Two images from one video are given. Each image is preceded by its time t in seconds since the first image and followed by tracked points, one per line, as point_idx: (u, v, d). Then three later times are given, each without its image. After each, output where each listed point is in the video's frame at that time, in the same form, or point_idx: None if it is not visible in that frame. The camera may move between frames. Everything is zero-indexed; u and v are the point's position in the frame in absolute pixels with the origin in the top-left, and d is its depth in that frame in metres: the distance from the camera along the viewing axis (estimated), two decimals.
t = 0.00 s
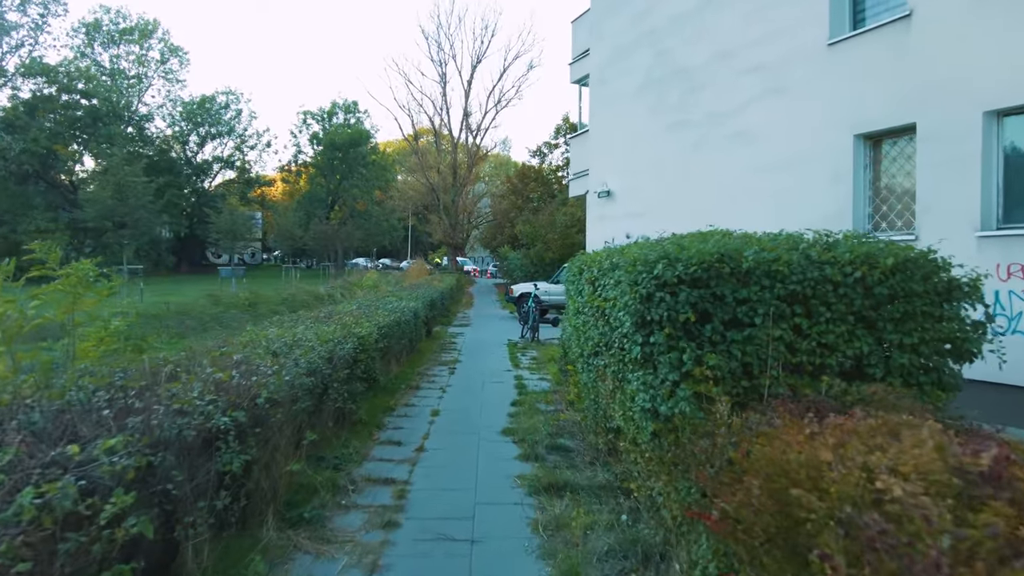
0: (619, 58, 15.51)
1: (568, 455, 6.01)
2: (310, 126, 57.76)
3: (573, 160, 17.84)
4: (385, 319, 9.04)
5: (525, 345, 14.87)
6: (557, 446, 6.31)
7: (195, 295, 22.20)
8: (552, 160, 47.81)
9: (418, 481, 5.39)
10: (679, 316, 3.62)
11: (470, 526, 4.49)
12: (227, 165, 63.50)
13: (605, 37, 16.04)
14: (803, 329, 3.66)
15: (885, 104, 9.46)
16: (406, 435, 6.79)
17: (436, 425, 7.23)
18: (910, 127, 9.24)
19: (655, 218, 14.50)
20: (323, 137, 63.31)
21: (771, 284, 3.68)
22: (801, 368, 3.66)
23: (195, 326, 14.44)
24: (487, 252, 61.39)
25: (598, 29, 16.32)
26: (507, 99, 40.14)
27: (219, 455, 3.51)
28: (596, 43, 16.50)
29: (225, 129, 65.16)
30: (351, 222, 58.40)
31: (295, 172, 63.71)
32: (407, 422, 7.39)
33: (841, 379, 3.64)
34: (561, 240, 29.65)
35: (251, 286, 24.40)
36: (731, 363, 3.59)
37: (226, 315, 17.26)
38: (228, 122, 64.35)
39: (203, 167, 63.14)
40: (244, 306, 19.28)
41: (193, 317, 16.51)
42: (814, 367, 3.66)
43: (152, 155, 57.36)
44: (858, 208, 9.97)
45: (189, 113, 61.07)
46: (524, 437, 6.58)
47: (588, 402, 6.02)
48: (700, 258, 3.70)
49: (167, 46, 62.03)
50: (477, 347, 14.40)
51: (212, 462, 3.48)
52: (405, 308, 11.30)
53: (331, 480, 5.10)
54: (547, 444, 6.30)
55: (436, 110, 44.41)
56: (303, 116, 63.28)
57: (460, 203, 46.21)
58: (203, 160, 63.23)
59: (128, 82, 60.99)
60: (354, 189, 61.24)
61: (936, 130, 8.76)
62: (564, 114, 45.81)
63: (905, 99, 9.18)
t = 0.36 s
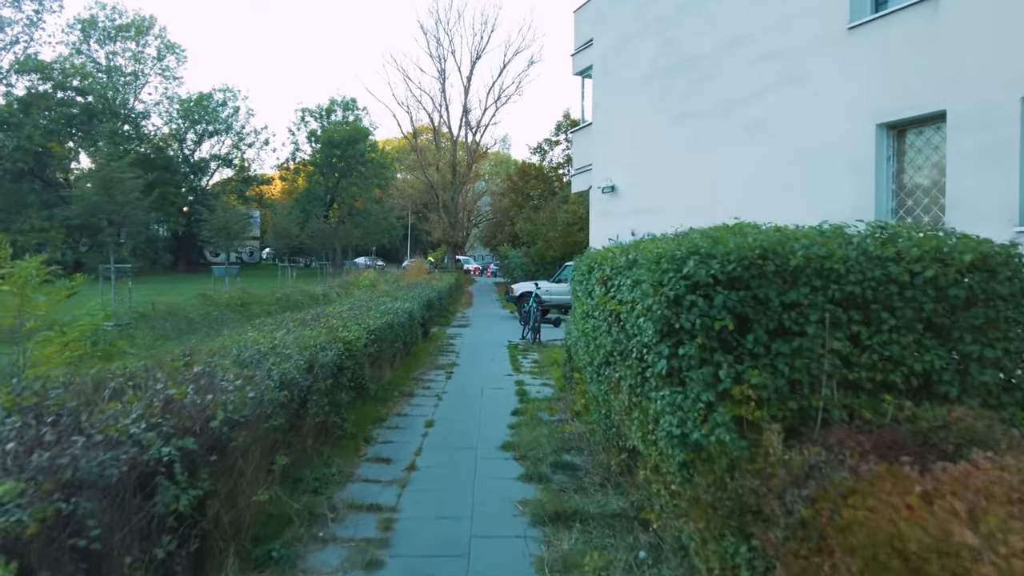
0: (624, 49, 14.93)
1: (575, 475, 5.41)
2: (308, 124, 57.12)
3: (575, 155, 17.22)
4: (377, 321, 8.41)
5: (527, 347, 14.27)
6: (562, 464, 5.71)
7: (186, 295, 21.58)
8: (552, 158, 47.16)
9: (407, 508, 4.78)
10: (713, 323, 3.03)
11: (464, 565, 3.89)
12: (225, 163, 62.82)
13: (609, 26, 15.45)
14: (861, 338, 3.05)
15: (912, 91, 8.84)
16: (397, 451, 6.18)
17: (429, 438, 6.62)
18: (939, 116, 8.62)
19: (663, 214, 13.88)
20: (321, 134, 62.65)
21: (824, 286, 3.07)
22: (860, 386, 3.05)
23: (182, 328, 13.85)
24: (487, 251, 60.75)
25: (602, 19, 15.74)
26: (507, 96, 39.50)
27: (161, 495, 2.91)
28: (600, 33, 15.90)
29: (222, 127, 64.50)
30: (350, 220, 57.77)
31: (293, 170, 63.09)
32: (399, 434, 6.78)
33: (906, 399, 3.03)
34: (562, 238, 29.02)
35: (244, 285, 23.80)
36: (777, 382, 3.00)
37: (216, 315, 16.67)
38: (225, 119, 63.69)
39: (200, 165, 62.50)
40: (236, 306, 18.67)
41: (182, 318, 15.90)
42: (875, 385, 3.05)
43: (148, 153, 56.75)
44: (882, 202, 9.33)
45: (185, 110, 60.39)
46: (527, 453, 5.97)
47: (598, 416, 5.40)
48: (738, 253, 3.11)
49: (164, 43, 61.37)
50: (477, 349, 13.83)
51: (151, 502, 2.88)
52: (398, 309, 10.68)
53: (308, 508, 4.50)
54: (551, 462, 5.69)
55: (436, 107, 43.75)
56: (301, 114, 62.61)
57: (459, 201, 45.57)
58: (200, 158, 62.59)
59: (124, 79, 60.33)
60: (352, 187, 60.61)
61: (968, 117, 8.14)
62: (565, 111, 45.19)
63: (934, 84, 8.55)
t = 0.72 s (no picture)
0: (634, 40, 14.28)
1: (593, 497, 4.83)
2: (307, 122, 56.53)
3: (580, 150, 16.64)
4: (372, 322, 7.85)
5: (530, 349, 13.71)
6: (577, 483, 5.13)
7: (180, 294, 21.01)
8: (554, 156, 46.56)
9: (404, 538, 4.20)
10: (781, 332, 2.50)
11: None
12: (223, 161, 62.25)
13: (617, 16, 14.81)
14: (963, 348, 2.47)
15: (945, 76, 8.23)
16: (393, 468, 5.61)
17: (428, 453, 6.04)
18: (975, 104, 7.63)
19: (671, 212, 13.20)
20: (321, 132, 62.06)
21: (915, 285, 2.48)
22: (959, 408, 2.49)
23: (172, 330, 13.33)
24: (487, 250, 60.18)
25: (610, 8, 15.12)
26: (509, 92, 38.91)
27: (95, 544, 2.35)
28: (606, 23, 15.28)
29: (221, 126, 63.99)
30: (349, 219, 57.20)
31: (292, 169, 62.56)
32: (396, 448, 6.21)
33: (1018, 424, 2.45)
34: (565, 237, 28.43)
35: (240, 284, 23.29)
36: (861, 404, 2.44)
37: (209, 316, 16.15)
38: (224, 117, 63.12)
39: (198, 164, 61.96)
40: (230, 306, 18.16)
41: (174, 319, 15.39)
42: (979, 408, 2.48)
43: (146, 151, 56.31)
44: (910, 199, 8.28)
45: (183, 108, 59.88)
46: (537, 470, 5.39)
47: (616, 431, 4.82)
48: (808, 244, 2.52)
49: (162, 40, 60.80)
50: (477, 350, 13.28)
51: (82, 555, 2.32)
52: (395, 308, 10.12)
53: (290, 540, 3.92)
54: (565, 481, 5.11)
55: (436, 104, 43.17)
56: (300, 111, 62.03)
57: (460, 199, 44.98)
58: (198, 157, 62.05)
59: (122, 77, 59.82)
60: (352, 186, 60.09)
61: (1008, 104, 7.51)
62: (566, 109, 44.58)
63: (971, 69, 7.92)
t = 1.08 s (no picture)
0: (641, 30, 13.61)
1: (612, 529, 4.29)
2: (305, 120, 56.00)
3: (586, 145, 16.05)
4: (367, 327, 7.29)
5: (534, 352, 13.14)
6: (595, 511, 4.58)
7: (173, 295, 20.42)
8: (555, 154, 45.96)
9: None
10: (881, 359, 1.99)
11: None
12: (221, 159, 61.67)
13: (624, 6, 14.19)
14: None
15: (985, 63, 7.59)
16: (388, 493, 5.06)
17: (426, 475, 5.49)
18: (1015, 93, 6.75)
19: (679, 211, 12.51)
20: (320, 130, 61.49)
21: None
22: None
23: (161, 333, 12.80)
24: (487, 249, 59.62)
25: None
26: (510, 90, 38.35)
27: None
28: (614, 14, 14.67)
29: (219, 124, 63.43)
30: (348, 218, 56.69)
31: (291, 167, 62.02)
32: (391, 468, 5.65)
33: None
34: (567, 236, 27.85)
35: (236, 285, 22.77)
36: (988, 451, 2.00)
37: (202, 318, 15.63)
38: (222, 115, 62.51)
39: (196, 162, 61.38)
40: (224, 308, 17.63)
41: (166, 321, 14.87)
42: None
43: (144, 150, 55.80)
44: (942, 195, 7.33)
45: (181, 106, 59.32)
46: (548, 496, 4.85)
47: (639, 455, 4.27)
48: (921, 248, 1.95)
49: (160, 38, 60.19)
50: (477, 354, 12.69)
51: None
52: (393, 311, 9.55)
53: None
54: (581, 508, 4.57)
55: (436, 102, 42.59)
56: (299, 109, 61.45)
57: (460, 198, 44.40)
58: (196, 155, 61.47)
59: (119, 74, 59.31)
60: (351, 185, 59.54)
61: None
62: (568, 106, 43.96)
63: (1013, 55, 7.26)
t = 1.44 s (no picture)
0: (646, 18, 12.96)
1: (634, 567, 3.71)
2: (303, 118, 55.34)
3: (591, 138, 15.39)
4: (354, 328, 6.66)
5: (536, 356, 12.47)
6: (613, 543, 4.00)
7: (163, 295, 19.80)
8: (556, 152, 45.29)
9: None
10: None
11: None
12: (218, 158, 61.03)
13: None
14: None
15: None
16: (375, 525, 4.45)
17: (420, 500, 4.90)
18: None
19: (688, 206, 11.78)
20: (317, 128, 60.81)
21: None
22: None
23: (145, 335, 12.19)
24: (487, 248, 58.96)
25: None
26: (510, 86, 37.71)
27: None
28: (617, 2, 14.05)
29: (216, 122, 62.78)
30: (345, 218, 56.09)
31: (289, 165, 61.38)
32: (380, 493, 5.05)
33: None
34: (569, 234, 27.20)
35: (229, 285, 22.13)
36: None
37: (191, 318, 15.03)
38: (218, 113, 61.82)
39: (192, 161, 60.72)
40: (215, 308, 17.01)
41: (152, 321, 14.25)
42: None
43: (139, 148, 55.18)
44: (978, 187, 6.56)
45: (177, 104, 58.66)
46: (558, 526, 4.27)
47: (663, 486, 3.66)
48: None
49: (156, 35, 59.50)
50: (475, 358, 12.05)
51: None
52: (386, 311, 8.90)
53: None
54: (595, 541, 3.99)
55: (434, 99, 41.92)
56: (297, 107, 60.80)
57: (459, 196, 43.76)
58: (193, 153, 60.81)
59: (115, 72, 58.67)
60: (349, 184, 58.91)
61: None
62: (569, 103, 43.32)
63: None
